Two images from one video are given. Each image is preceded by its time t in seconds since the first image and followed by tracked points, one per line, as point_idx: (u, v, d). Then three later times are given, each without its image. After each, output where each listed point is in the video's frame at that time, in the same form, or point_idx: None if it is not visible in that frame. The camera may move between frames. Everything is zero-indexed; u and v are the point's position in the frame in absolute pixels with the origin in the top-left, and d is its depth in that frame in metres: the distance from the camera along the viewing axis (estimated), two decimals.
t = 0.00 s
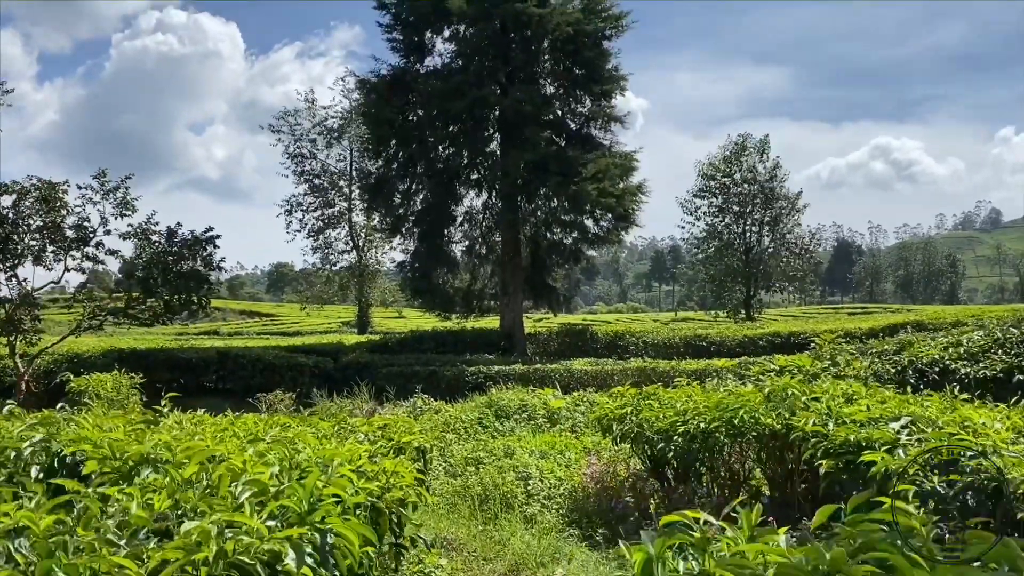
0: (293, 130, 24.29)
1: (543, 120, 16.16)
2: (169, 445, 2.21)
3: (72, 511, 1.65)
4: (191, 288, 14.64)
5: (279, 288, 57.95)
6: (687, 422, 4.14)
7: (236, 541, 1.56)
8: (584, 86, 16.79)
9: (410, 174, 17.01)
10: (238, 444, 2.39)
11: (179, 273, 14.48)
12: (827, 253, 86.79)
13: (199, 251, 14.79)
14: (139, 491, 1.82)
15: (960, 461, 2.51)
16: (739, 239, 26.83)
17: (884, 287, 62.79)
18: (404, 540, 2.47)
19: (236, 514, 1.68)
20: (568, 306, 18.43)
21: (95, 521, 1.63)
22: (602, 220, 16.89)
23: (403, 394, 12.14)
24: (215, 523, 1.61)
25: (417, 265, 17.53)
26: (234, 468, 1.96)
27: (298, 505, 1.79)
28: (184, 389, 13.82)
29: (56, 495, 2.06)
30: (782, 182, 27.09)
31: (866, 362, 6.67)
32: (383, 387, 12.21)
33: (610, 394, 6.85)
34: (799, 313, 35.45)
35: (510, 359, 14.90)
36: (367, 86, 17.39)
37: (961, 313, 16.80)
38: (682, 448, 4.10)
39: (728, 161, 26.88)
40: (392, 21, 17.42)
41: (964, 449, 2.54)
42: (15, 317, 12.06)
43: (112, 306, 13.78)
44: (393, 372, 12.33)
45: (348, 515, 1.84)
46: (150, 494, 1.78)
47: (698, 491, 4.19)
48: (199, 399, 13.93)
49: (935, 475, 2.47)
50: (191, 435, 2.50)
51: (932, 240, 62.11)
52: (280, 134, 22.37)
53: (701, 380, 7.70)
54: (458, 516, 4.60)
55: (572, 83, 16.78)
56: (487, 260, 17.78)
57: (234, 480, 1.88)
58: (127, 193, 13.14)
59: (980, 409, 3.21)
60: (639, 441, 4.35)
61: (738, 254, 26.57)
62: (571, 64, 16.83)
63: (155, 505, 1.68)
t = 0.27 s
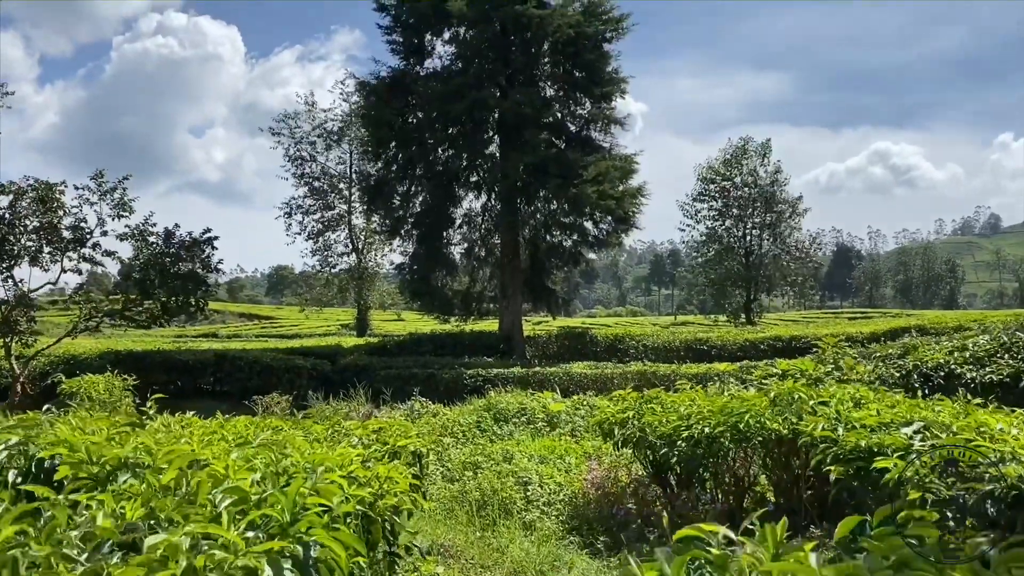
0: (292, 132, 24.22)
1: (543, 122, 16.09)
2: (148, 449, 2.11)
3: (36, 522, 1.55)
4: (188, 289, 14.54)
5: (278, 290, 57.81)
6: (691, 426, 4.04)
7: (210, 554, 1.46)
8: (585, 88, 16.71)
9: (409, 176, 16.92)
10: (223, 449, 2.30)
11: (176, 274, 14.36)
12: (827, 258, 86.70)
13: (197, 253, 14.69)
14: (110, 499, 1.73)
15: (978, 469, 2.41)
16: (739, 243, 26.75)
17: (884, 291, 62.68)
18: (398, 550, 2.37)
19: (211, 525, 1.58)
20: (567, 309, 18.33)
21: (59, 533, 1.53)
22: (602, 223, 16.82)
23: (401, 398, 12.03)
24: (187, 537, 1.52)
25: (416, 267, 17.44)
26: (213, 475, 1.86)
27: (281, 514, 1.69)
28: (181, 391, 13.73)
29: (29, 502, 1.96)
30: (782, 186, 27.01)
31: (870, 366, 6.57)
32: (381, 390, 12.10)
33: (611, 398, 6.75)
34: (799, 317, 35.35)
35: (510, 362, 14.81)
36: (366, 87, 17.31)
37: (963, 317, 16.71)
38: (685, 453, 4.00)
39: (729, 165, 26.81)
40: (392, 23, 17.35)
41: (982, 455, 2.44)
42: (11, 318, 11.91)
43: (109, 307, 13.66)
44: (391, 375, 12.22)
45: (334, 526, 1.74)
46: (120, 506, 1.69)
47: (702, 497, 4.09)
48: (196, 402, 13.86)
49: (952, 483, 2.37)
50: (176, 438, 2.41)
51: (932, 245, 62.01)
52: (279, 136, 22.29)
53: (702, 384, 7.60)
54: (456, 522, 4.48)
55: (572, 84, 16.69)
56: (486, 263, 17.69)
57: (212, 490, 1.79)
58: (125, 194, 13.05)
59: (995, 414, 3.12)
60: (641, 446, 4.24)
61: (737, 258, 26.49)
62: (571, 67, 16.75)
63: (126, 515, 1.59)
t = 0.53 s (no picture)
0: (292, 137, 24.16)
1: (544, 127, 16.02)
2: (130, 461, 2.02)
3: None
4: (187, 294, 14.45)
5: (278, 295, 57.69)
6: (697, 435, 3.94)
7: None
8: (585, 92, 16.65)
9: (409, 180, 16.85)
10: (211, 461, 2.20)
11: (174, 278, 14.26)
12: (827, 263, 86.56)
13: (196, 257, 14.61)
14: (84, 516, 1.64)
15: (1001, 482, 2.30)
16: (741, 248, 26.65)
17: (885, 297, 62.53)
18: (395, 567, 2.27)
19: (187, 547, 1.48)
20: (568, 314, 18.23)
21: (21, 556, 1.43)
22: (602, 228, 16.75)
23: (400, 404, 11.92)
24: (160, 560, 1.42)
25: (416, 272, 17.35)
26: (194, 491, 1.76)
27: (264, 533, 1.60)
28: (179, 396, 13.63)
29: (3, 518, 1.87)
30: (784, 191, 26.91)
31: (876, 372, 6.45)
32: (381, 396, 11.98)
33: (613, 405, 6.64)
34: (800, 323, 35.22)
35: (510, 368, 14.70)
36: (366, 91, 17.25)
37: (966, 324, 16.60)
38: (691, 462, 3.90)
39: (730, 170, 26.73)
40: (393, 26, 17.31)
41: (1004, 467, 2.33)
42: (8, 323, 11.79)
43: (107, 312, 13.57)
44: (390, 381, 12.11)
45: (320, 546, 1.63)
46: (93, 525, 1.59)
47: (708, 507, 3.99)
48: (195, 407, 13.76)
49: (972, 497, 2.26)
50: (163, 450, 2.32)
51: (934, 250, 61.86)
52: (279, 141, 22.24)
53: (706, 391, 7.48)
54: (455, 532, 4.37)
55: (573, 89, 16.62)
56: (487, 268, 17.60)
57: (192, 507, 1.69)
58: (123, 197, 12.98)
59: (1013, 423, 3.01)
60: (645, 455, 4.15)
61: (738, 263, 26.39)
62: (572, 71, 16.69)
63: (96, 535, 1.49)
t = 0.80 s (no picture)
0: (292, 141, 24.12)
1: (545, 130, 15.95)
2: (116, 468, 1.93)
3: None
4: (186, 298, 14.36)
5: (278, 299, 57.58)
6: (704, 439, 3.84)
7: None
8: (587, 95, 16.58)
9: (409, 183, 16.78)
10: (201, 468, 2.11)
11: (172, 282, 14.19)
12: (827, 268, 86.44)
13: (194, 260, 14.55)
14: (62, 527, 1.55)
15: None
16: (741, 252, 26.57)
17: (884, 302, 62.42)
18: None
19: (172, 564, 1.38)
20: (568, 318, 18.12)
21: None
22: (604, 232, 16.68)
23: (400, 409, 11.81)
24: None
25: (416, 276, 17.26)
26: (181, 499, 1.68)
27: (254, 548, 1.50)
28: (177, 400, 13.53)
29: None
30: (785, 195, 26.81)
31: (882, 376, 6.33)
32: (380, 400, 11.88)
33: (616, 409, 6.54)
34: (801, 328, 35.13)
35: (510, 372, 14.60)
36: (366, 94, 17.19)
37: (969, 328, 16.48)
38: (697, 468, 3.81)
39: (731, 174, 26.66)
40: (393, 29, 17.27)
41: None
42: (5, 327, 11.70)
43: (105, 315, 13.48)
44: (390, 386, 12.01)
45: (315, 561, 1.54)
46: (70, 537, 1.50)
47: (716, 514, 3.89)
48: (193, 411, 13.66)
49: (998, 502, 2.17)
50: (152, 456, 2.23)
51: (934, 255, 61.76)
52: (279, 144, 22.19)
53: (707, 395, 7.38)
54: (456, 538, 4.27)
55: (574, 92, 16.56)
56: (487, 271, 17.51)
57: (177, 518, 1.60)
58: (122, 200, 12.90)
59: None
60: (651, 460, 4.05)
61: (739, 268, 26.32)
62: (574, 74, 16.63)
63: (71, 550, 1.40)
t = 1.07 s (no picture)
0: (291, 145, 24.04)
1: (545, 134, 15.88)
2: (103, 478, 1.84)
3: None
4: (183, 302, 14.25)
5: (276, 304, 57.37)
6: (713, 445, 3.74)
7: None
8: (587, 99, 16.51)
9: (408, 187, 16.71)
10: (193, 478, 2.02)
11: (170, 286, 14.07)
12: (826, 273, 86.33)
13: (192, 264, 14.44)
14: (40, 545, 1.45)
15: None
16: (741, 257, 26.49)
17: (883, 307, 62.32)
18: None
19: None
20: (568, 323, 18.02)
21: None
22: (604, 236, 16.61)
23: (400, 414, 11.68)
24: None
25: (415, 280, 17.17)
26: (171, 514, 1.59)
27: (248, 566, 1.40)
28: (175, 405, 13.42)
29: None
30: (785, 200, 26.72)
31: (890, 381, 6.19)
32: (379, 406, 11.75)
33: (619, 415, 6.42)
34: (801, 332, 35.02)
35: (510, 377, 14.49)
36: (365, 98, 17.11)
37: (971, 332, 16.39)
38: (706, 475, 3.72)
39: (731, 178, 26.57)
40: (392, 33, 17.21)
41: None
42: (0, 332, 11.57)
43: (102, 320, 13.36)
44: (389, 391, 11.88)
45: None
46: (49, 555, 1.41)
47: (726, 523, 3.79)
48: (190, 417, 13.53)
49: None
50: (142, 465, 2.14)
51: (933, 259, 61.68)
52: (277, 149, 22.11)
53: (711, 400, 7.26)
54: (459, 548, 4.17)
55: (574, 95, 16.48)
56: (486, 276, 17.42)
57: (164, 534, 1.51)
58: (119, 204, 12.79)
59: None
60: (658, 466, 3.95)
61: (739, 272, 26.25)
62: (573, 78, 16.56)
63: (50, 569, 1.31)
